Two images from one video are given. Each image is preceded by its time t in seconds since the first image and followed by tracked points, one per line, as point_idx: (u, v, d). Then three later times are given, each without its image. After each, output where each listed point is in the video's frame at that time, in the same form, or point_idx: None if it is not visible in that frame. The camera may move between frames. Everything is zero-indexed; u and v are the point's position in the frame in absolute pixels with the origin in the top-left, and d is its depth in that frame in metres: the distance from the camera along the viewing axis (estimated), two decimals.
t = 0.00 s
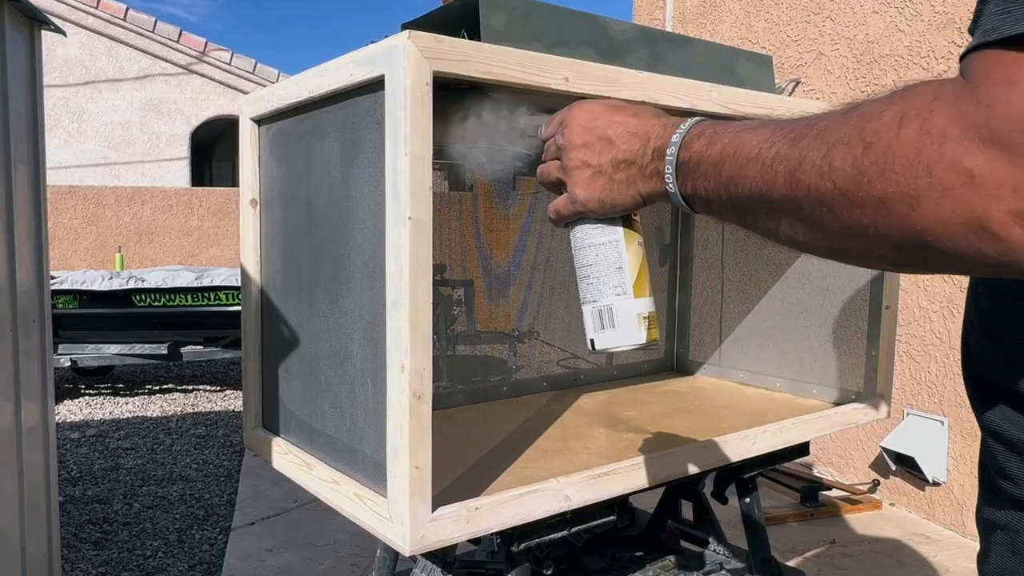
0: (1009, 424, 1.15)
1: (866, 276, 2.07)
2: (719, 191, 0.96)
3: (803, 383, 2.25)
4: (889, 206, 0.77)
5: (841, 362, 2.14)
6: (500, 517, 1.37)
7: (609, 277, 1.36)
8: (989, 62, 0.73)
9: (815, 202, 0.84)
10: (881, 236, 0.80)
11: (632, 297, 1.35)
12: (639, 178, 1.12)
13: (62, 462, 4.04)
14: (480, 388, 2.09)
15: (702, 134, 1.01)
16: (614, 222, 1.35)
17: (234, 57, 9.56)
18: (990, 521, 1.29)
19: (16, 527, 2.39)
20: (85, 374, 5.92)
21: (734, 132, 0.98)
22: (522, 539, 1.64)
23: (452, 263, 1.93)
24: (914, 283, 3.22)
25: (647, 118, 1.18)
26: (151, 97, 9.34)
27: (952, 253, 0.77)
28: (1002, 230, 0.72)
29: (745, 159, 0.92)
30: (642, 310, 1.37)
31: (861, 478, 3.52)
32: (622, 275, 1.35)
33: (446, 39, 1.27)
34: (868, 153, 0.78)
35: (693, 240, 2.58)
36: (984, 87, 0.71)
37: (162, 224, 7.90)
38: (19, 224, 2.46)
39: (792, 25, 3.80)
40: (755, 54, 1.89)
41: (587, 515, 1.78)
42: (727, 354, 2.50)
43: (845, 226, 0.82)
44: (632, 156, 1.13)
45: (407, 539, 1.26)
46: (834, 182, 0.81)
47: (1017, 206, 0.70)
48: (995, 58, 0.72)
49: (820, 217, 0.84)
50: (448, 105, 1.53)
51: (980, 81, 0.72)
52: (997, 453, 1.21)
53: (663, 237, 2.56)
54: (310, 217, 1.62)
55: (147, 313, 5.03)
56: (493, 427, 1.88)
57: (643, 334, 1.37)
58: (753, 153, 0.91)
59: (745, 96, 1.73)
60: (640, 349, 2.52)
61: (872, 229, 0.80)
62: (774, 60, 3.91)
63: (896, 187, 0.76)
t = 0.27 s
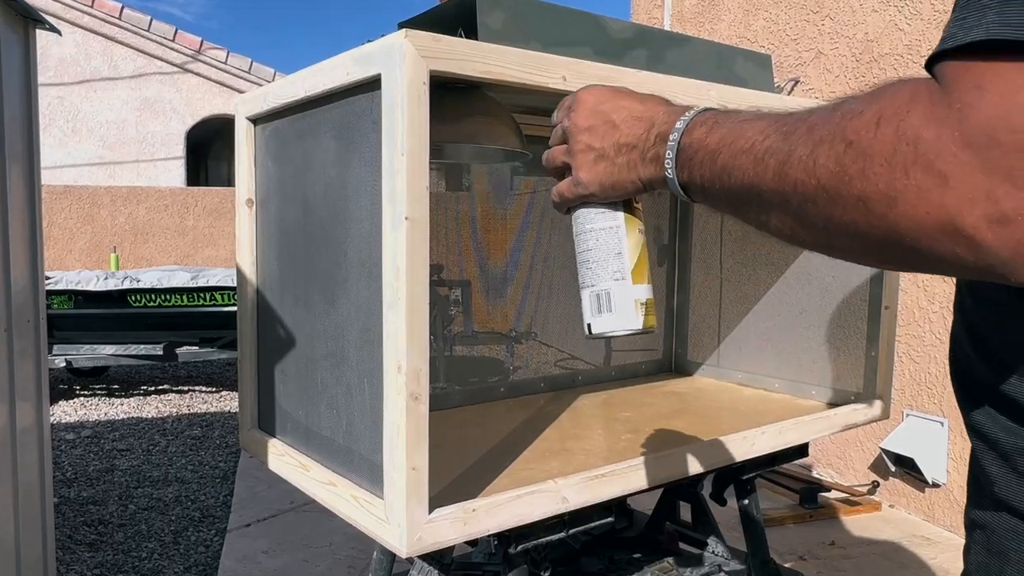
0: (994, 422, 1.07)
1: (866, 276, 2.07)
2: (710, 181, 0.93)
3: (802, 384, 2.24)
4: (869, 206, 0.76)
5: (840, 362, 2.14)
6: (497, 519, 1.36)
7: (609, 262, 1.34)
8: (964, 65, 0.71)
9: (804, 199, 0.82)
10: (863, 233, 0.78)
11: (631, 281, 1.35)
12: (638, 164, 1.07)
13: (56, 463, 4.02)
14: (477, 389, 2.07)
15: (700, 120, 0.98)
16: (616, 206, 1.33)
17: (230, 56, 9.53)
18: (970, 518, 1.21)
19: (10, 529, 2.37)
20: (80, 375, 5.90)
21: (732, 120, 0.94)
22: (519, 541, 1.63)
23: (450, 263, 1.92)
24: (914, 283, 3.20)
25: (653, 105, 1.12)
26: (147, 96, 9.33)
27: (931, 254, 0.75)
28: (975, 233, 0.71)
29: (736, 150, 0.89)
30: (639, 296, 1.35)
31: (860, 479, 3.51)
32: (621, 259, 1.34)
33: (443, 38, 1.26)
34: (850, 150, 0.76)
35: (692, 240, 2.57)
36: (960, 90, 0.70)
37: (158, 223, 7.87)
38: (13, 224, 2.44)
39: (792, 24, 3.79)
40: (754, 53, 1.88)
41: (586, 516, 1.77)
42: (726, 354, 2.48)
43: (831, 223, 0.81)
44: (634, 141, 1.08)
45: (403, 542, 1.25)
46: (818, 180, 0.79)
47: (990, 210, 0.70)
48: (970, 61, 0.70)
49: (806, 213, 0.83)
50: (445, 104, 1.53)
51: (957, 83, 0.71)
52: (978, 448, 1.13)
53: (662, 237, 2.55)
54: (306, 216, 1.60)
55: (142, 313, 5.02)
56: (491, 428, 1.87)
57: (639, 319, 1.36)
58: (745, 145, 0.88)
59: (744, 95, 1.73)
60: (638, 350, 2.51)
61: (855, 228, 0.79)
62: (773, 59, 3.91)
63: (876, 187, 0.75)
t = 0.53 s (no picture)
0: (979, 425, 1.05)
1: (866, 276, 2.05)
2: (640, 108, 0.96)
3: (801, 385, 2.24)
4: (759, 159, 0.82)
5: (840, 363, 2.13)
6: (495, 521, 1.35)
7: (549, 171, 1.28)
8: (866, 41, 0.74)
9: (709, 142, 0.87)
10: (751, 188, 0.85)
11: (568, 193, 1.29)
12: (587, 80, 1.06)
13: (51, 464, 4.00)
14: (474, 390, 2.06)
15: (648, 48, 0.98)
16: (564, 117, 1.26)
17: (226, 55, 9.54)
18: (963, 521, 1.17)
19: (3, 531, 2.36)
20: (74, 376, 5.88)
21: (675, 53, 0.95)
22: (517, 542, 1.62)
23: (446, 263, 1.91)
24: (914, 284, 3.18)
25: (614, 25, 1.08)
26: (142, 96, 9.32)
27: (804, 212, 0.82)
28: (836, 199, 0.78)
29: (669, 80, 0.92)
30: (574, 207, 1.30)
31: (860, 480, 3.46)
32: (561, 170, 1.27)
33: (440, 36, 1.25)
34: (754, 111, 0.82)
35: (690, 240, 2.56)
36: (853, 68, 0.74)
37: (153, 223, 7.85)
38: (7, 224, 2.43)
39: (791, 24, 3.77)
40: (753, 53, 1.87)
41: (583, 518, 1.75)
42: (724, 355, 2.48)
43: (727, 169, 0.87)
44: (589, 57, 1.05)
45: (400, 543, 1.24)
46: (721, 128, 0.84)
47: (850, 180, 0.76)
48: (870, 38, 0.74)
49: (711, 159, 0.88)
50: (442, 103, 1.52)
51: (855, 58, 0.75)
52: (968, 452, 1.10)
53: (660, 237, 2.54)
54: (302, 216, 1.59)
55: (137, 313, 4.99)
56: (488, 429, 1.85)
57: (573, 231, 1.30)
58: (676, 81, 0.91)
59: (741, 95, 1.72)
60: (636, 350, 2.50)
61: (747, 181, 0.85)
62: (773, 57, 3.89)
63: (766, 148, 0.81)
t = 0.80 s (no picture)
0: (963, 429, 1.06)
1: (865, 277, 2.05)
2: (560, 199, 1.00)
3: (800, 386, 2.23)
4: (665, 178, 0.84)
5: (839, 364, 2.12)
6: (492, 522, 1.33)
7: (503, 302, 1.26)
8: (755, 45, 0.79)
9: (624, 189, 0.89)
10: (664, 206, 0.86)
11: (525, 315, 1.27)
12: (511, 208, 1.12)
13: (45, 466, 3.98)
14: (471, 391, 2.05)
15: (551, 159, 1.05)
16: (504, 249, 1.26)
17: (221, 53, 9.50)
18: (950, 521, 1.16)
19: None
20: (69, 377, 5.85)
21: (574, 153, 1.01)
22: (514, 544, 1.61)
23: (442, 263, 1.90)
24: (912, 284, 3.17)
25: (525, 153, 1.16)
26: (137, 95, 9.30)
27: (715, 218, 0.83)
28: (737, 181, 0.79)
29: (579, 172, 0.97)
30: (534, 327, 1.27)
31: (859, 482, 3.43)
32: (513, 297, 1.26)
33: (436, 34, 1.24)
34: (657, 131, 0.85)
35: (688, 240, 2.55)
36: (742, 69, 0.78)
37: (148, 223, 7.82)
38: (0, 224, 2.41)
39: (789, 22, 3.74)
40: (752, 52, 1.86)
41: (581, 520, 1.74)
42: (723, 356, 2.47)
43: (647, 207, 0.88)
44: (515, 165, 1.13)
45: (397, 545, 1.22)
46: (629, 164, 0.88)
47: (747, 162, 0.78)
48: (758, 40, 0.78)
49: (627, 201, 0.90)
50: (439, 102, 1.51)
51: (744, 61, 0.79)
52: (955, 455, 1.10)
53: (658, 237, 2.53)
54: (297, 216, 1.58)
55: (131, 313, 4.97)
56: (485, 430, 1.84)
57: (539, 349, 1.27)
58: (581, 169, 0.96)
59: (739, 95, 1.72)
60: (634, 351, 2.49)
61: (659, 202, 0.87)
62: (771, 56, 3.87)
63: (670, 160, 0.83)
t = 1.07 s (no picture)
0: (937, 426, 1.09)
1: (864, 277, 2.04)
2: (598, 236, 0.98)
3: (798, 387, 2.22)
4: (710, 231, 0.83)
5: (837, 364, 2.11)
6: (488, 524, 1.32)
7: (535, 331, 1.23)
8: (789, 97, 0.77)
9: (666, 235, 0.88)
10: (710, 256, 0.85)
11: (558, 346, 1.24)
12: (544, 234, 1.08)
13: (39, 468, 3.96)
14: (468, 392, 2.03)
15: (588, 187, 1.02)
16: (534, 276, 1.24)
17: (216, 52, 9.57)
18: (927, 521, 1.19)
19: None
20: (63, 377, 5.83)
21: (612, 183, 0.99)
22: (511, 545, 1.61)
23: (439, 263, 1.88)
24: (909, 284, 3.17)
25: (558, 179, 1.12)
26: (132, 94, 9.29)
27: (766, 270, 0.82)
28: (789, 239, 0.77)
29: (616, 208, 0.95)
30: (568, 357, 1.24)
31: (858, 484, 3.42)
32: (545, 325, 1.23)
33: (434, 33, 1.23)
34: (699, 179, 0.84)
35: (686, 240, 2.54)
36: (780, 119, 0.77)
37: (143, 223, 7.79)
38: None
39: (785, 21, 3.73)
40: (750, 51, 1.85)
41: (578, 522, 1.73)
42: (721, 356, 2.46)
43: (690, 254, 0.87)
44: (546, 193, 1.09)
45: (393, 547, 1.21)
46: (671, 214, 0.86)
47: (797, 220, 0.76)
48: (792, 91, 0.77)
49: (673, 248, 0.89)
50: (436, 101, 1.50)
51: (780, 111, 0.77)
52: (932, 456, 1.13)
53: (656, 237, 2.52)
54: (294, 216, 1.56)
55: (127, 314, 4.95)
56: (483, 432, 1.83)
57: (574, 379, 1.23)
58: (620, 202, 0.94)
59: (737, 93, 1.71)
60: (632, 352, 2.48)
61: (705, 253, 0.85)
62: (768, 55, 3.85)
63: (715, 212, 0.82)
